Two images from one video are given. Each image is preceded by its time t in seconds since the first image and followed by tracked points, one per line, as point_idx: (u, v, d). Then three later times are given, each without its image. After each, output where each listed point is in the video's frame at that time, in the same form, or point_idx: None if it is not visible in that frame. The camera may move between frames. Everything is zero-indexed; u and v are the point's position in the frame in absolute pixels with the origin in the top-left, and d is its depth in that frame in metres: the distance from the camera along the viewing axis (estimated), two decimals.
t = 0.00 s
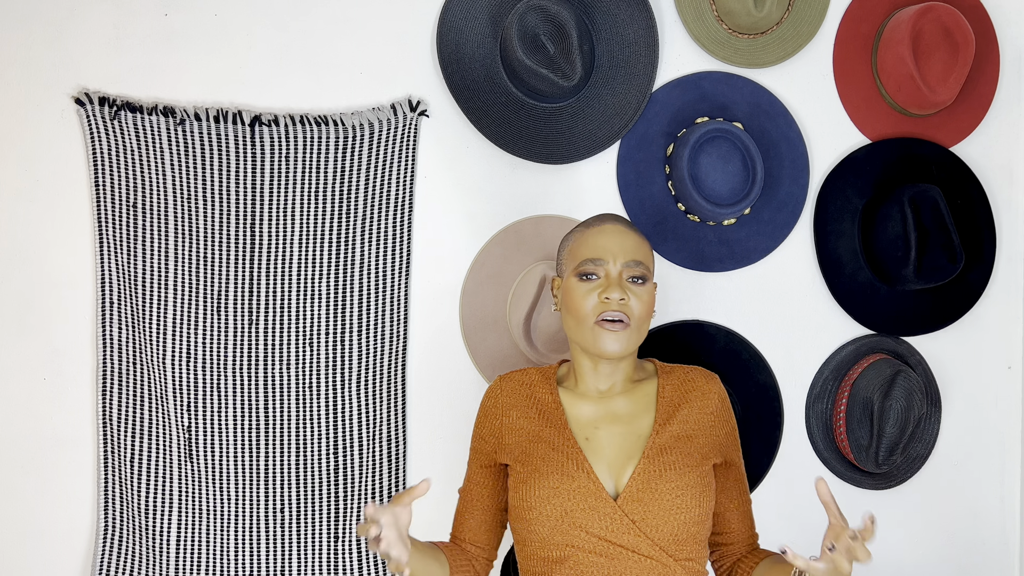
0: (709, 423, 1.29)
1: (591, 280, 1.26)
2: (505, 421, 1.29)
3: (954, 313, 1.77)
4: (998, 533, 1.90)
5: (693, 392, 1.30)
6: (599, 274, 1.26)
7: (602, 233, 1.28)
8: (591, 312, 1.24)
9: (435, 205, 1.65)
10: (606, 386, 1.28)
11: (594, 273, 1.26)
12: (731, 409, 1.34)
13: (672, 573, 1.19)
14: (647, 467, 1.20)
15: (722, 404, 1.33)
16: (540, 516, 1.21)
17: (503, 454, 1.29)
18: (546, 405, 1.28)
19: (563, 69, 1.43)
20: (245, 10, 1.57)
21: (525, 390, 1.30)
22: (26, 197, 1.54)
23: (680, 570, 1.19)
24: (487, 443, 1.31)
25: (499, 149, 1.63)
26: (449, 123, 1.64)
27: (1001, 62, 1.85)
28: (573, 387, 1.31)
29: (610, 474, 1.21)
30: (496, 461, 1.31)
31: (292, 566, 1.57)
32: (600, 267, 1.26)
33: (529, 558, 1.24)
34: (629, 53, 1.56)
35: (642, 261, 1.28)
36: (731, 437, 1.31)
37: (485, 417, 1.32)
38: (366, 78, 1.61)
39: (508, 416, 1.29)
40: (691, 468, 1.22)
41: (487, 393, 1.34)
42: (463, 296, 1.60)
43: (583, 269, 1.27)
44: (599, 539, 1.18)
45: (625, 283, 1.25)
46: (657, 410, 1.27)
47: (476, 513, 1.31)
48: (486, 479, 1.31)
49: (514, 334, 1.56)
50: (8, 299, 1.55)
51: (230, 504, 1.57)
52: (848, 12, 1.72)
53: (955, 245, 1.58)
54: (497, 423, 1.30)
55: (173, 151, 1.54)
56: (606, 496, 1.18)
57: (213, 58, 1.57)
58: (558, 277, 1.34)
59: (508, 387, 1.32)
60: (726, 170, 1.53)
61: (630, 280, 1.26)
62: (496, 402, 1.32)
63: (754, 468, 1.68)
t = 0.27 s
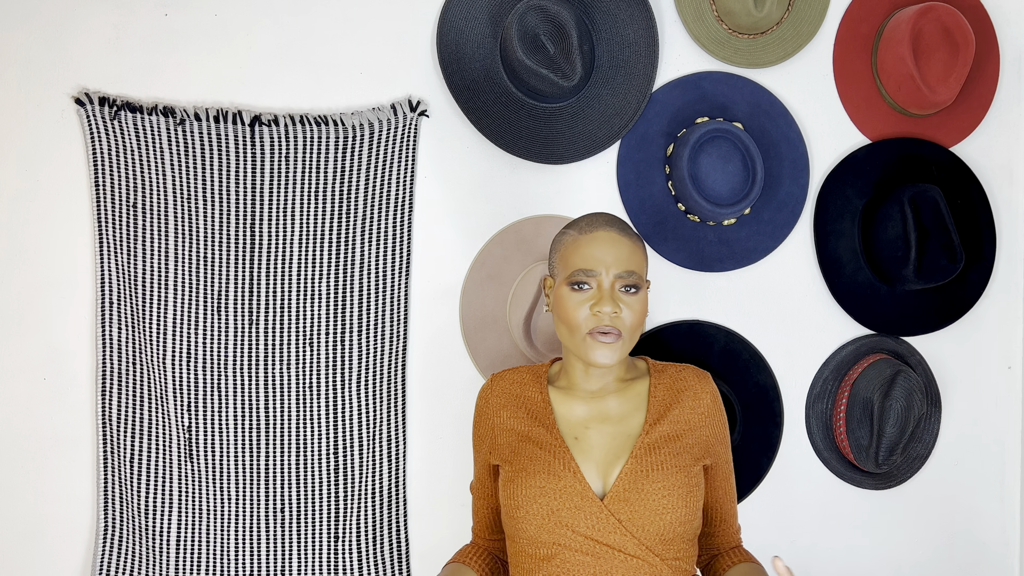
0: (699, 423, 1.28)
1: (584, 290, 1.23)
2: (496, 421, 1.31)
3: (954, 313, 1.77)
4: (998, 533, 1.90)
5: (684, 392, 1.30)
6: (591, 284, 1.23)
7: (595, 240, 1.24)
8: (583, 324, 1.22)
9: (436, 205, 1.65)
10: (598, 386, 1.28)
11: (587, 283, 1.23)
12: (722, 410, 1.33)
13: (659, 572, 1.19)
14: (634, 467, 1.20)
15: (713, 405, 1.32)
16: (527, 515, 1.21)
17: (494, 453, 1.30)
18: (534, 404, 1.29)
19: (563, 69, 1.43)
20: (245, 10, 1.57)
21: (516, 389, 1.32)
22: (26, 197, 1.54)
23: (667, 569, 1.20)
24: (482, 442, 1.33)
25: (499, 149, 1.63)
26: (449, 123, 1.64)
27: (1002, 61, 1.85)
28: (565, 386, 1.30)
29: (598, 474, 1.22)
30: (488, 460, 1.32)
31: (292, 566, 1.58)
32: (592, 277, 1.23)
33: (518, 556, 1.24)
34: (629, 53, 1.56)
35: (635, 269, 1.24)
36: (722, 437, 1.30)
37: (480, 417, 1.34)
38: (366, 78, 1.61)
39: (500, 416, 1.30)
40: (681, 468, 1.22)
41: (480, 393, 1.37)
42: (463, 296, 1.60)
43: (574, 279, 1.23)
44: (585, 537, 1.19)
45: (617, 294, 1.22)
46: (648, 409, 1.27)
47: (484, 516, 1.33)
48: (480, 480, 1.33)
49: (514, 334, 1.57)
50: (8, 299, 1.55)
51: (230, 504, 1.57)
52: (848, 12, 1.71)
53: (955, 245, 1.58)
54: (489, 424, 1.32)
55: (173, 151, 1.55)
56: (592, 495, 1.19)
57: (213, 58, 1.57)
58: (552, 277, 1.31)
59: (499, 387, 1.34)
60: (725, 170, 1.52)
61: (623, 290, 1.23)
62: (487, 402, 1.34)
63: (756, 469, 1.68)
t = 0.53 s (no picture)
0: (674, 423, 1.25)
1: (556, 289, 1.23)
2: (477, 417, 1.31)
3: (954, 313, 1.77)
4: (998, 533, 1.90)
5: (658, 391, 1.27)
6: (563, 283, 1.23)
7: (566, 239, 1.24)
8: (557, 322, 1.22)
9: (435, 205, 1.65)
10: (575, 385, 1.27)
11: (559, 282, 1.23)
12: (701, 410, 1.29)
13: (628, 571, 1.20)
14: (605, 468, 1.19)
15: (690, 404, 1.28)
16: (502, 512, 1.22)
17: (474, 449, 1.31)
18: (514, 401, 1.29)
19: (563, 69, 1.43)
20: (245, 10, 1.57)
21: (497, 384, 1.32)
22: (26, 197, 1.55)
23: (636, 569, 1.21)
24: (462, 437, 1.33)
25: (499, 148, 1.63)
26: (449, 123, 1.64)
27: (1001, 62, 1.84)
28: (544, 386, 1.30)
29: (571, 473, 1.21)
30: (468, 455, 1.33)
31: (292, 566, 1.58)
32: (563, 276, 1.23)
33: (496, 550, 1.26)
34: (628, 53, 1.56)
35: (608, 267, 1.24)
36: (698, 438, 1.26)
37: (462, 412, 1.34)
38: (366, 78, 1.61)
39: (480, 411, 1.31)
40: (652, 470, 1.21)
41: (463, 388, 1.37)
42: (463, 297, 1.60)
43: (547, 278, 1.23)
44: (556, 536, 1.18)
45: (590, 292, 1.22)
46: (622, 409, 1.25)
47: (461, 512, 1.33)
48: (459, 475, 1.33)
49: (514, 334, 1.58)
50: (8, 299, 1.55)
51: (230, 503, 1.57)
52: (848, 12, 1.72)
53: (955, 245, 1.58)
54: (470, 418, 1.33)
55: (173, 151, 1.55)
56: (563, 495, 1.19)
57: (213, 58, 1.57)
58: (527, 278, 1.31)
59: (481, 382, 1.35)
60: (725, 170, 1.52)
61: (595, 288, 1.23)
62: (469, 396, 1.34)
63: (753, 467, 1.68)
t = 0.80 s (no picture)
0: (645, 427, 1.25)
1: (531, 284, 1.26)
2: (451, 417, 1.31)
3: (954, 313, 1.77)
4: (998, 533, 1.90)
5: (629, 395, 1.28)
6: (538, 279, 1.26)
7: (543, 236, 1.28)
8: (530, 316, 1.24)
9: (435, 205, 1.65)
10: (549, 387, 1.28)
11: (534, 277, 1.26)
12: (672, 413, 1.29)
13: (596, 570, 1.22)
14: (576, 473, 1.19)
15: (661, 408, 1.28)
16: (473, 513, 1.22)
17: (448, 449, 1.30)
18: (488, 402, 1.29)
19: (563, 69, 1.43)
20: (245, 10, 1.57)
21: (471, 386, 1.33)
22: (26, 197, 1.55)
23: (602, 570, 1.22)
24: (437, 437, 1.33)
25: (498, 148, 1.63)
26: (449, 123, 1.64)
27: (1001, 62, 1.84)
28: (518, 386, 1.31)
29: (542, 475, 1.21)
30: (442, 455, 1.32)
31: (292, 566, 1.58)
32: (539, 272, 1.26)
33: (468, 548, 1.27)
34: (629, 53, 1.56)
35: (581, 265, 1.28)
36: (668, 442, 1.26)
37: (438, 411, 1.34)
38: (366, 78, 1.61)
39: (455, 412, 1.31)
40: (622, 474, 1.21)
41: (438, 388, 1.37)
42: (463, 296, 1.60)
43: (523, 274, 1.27)
44: (527, 537, 1.20)
45: (564, 288, 1.25)
46: (593, 413, 1.25)
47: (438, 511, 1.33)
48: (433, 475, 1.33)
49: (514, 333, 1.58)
50: (7, 299, 1.55)
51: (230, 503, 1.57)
52: (848, 12, 1.72)
53: (955, 245, 1.58)
54: (445, 417, 1.32)
55: (173, 151, 1.55)
56: (534, 498, 1.18)
57: (213, 58, 1.57)
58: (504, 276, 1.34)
59: (457, 383, 1.35)
60: (725, 170, 1.52)
61: (569, 285, 1.26)
62: (444, 395, 1.34)
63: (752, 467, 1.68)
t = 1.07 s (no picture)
0: (626, 424, 1.27)
1: (512, 282, 1.26)
2: (432, 417, 1.29)
3: (954, 313, 1.77)
4: (998, 533, 1.90)
5: (610, 394, 1.29)
6: (519, 277, 1.26)
7: (523, 236, 1.28)
8: (510, 313, 1.24)
9: (435, 206, 1.65)
10: (530, 386, 1.28)
11: (514, 275, 1.26)
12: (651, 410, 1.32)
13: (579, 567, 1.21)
14: (560, 469, 1.19)
15: (642, 405, 1.31)
16: (457, 513, 1.20)
17: (428, 450, 1.28)
18: (469, 402, 1.29)
19: (563, 69, 1.43)
20: (245, 10, 1.57)
21: (452, 386, 1.32)
22: (26, 197, 1.55)
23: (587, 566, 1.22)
24: (416, 438, 1.31)
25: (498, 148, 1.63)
26: (449, 123, 1.64)
27: (1001, 62, 1.85)
28: (500, 386, 1.30)
29: (525, 474, 1.21)
30: (421, 455, 1.30)
31: (292, 566, 1.57)
32: (519, 270, 1.26)
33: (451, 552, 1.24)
34: (629, 53, 1.56)
35: (562, 264, 1.27)
36: (648, 439, 1.28)
37: (417, 413, 1.33)
38: (366, 78, 1.61)
39: (434, 413, 1.30)
40: (605, 471, 1.21)
41: (417, 390, 1.35)
42: (463, 296, 1.61)
43: (503, 272, 1.26)
44: (511, 535, 1.18)
45: (544, 285, 1.25)
46: (575, 412, 1.26)
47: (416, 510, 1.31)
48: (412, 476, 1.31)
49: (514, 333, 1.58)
50: (7, 299, 1.55)
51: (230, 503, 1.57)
52: (848, 12, 1.72)
53: (955, 245, 1.58)
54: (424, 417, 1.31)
55: (173, 151, 1.55)
56: (518, 495, 1.17)
57: (213, 58, 1.57)
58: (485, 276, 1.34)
59: (436, 385, 1.33)
60: (725, 170, 1.52)
61: (550, 283, 1.26)
62: (423, 396, 1.33)
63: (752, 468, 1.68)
